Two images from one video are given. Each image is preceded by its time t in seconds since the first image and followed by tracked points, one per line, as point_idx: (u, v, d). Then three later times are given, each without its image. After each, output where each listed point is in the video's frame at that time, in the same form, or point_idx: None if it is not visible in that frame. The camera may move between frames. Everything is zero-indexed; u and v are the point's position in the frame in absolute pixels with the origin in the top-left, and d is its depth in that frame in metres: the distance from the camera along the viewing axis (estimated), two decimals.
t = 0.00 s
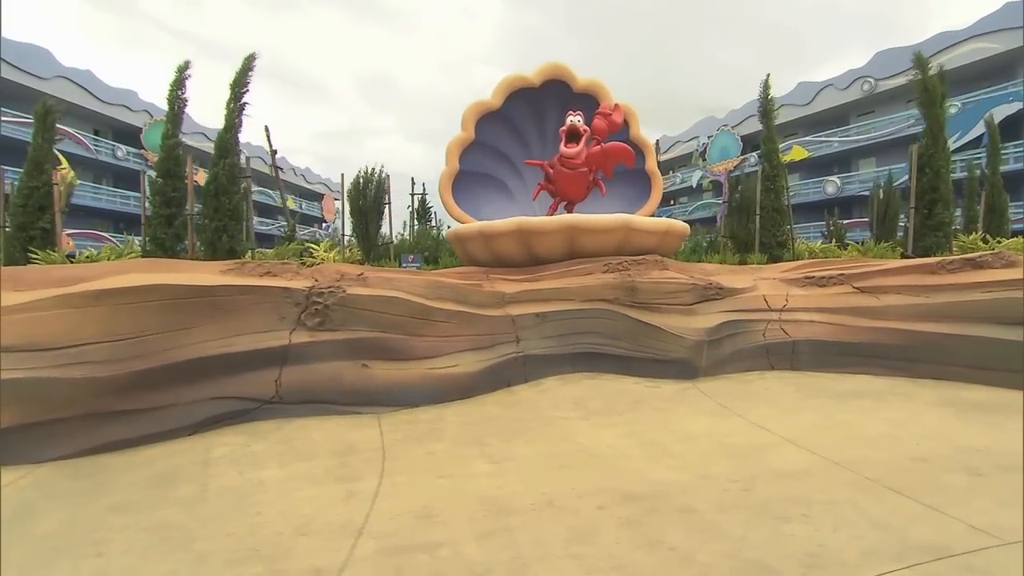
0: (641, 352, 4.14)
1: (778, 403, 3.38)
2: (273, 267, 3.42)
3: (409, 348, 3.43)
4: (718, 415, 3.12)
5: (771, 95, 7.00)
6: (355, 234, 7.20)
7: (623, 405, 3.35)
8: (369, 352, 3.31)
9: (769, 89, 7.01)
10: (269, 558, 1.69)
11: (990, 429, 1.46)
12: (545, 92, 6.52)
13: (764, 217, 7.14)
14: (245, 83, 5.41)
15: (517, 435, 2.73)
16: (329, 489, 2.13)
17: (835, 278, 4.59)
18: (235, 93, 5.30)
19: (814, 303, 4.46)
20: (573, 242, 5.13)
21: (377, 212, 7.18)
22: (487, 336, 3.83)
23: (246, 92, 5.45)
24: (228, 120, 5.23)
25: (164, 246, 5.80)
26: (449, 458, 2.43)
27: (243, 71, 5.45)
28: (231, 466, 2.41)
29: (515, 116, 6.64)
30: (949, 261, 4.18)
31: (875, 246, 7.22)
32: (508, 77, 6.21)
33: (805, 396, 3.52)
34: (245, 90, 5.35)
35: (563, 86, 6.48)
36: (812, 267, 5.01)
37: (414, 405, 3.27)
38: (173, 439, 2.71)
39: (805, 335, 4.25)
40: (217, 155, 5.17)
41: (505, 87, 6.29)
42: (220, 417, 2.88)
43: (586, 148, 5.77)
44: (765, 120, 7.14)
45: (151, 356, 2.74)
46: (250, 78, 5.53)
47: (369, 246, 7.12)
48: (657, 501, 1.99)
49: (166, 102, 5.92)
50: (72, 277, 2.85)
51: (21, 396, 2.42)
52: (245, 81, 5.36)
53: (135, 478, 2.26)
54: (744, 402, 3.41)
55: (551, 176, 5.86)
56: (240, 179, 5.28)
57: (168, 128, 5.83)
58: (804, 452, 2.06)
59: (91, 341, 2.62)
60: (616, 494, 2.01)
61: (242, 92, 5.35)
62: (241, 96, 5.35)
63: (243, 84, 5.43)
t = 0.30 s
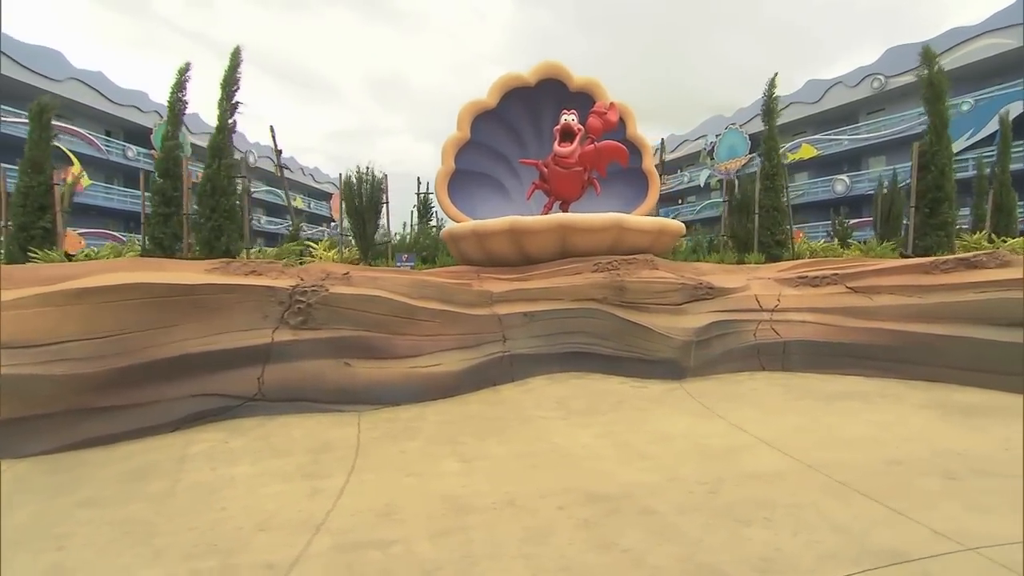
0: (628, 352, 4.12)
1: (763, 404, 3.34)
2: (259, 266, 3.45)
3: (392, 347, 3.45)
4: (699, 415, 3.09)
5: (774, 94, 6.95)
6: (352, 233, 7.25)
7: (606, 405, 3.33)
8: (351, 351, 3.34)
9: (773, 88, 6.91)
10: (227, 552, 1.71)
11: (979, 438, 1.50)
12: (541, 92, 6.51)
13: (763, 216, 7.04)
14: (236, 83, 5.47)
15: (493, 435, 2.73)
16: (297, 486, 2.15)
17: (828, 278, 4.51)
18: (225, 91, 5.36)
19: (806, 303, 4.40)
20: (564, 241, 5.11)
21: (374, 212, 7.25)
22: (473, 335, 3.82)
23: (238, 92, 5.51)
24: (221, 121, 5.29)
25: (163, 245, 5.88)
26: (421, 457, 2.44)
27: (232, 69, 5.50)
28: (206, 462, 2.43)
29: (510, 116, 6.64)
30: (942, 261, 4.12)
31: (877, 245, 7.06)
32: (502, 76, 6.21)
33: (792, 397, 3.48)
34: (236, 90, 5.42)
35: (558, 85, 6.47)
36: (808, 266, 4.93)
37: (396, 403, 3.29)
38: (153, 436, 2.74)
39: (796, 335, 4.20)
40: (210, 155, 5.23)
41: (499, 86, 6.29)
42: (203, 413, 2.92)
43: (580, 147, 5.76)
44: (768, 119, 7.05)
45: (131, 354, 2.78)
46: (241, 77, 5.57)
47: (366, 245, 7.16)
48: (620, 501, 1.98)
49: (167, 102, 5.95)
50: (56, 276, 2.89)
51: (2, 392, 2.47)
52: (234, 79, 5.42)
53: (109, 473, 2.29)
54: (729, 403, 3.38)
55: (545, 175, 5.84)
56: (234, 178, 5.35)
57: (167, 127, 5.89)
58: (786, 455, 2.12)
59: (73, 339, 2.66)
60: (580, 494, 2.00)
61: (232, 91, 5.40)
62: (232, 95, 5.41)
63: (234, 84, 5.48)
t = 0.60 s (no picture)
0: (615, 352, 4.10)
1: (746, 405, 3.31)
2: (245, 266, 3.49)
3: (375, 347, 3.48)
4: (678, 417, 3.07)
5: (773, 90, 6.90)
6: (349, 233, 7.26)
7: (587, 405, 3.32)
8: (334, 351, 3.37)
9: (772, 86, 6.82)
10: (184, 548, 1.74)
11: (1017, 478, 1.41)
12: (537, 91, 6.51)
13: (761, 215, 6.95)
14: (232, 86, 5.53)
15: (467, 434, 2.74)
16: (264, 484, 2.18)
17: (822, 277, 4.43)
18: (222, 93, 5.43)
19: (798, 303, 4.34)
20: (556, 241, 5.10)
21: (372, 212, 7.28)
22: (458, 335, 3.83)
23: (235, 94, 5.57)
24: (217, 123, 5.35)
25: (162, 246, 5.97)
26: (392, 456, 2.45)
27: (229, 70, 5.56)
28: (181, 459, 2.47)
29: (507, 116, 6.65)
30: (936, 260, 4.04)
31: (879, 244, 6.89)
32: (498, 76, 6.22)
33: (777, 399, 3.44)
34: (232, 92, 5.48)
35: (554, 85, 6.46)
36: (804, 265, 4.84)
37: (378, 403, 3.31)
38: (134, 433, 2.79)
39: (787, 336, 4.14)
40: (206, 157, 5.31)
41: (495, 86, 6.29)
42: (185, 411, 2.96)
43: (574, 147, 5.75)
44: (766, 117, 6.98)
45: (113, 353, 2.83)
46: (237, 79, 5.63)
47: (364, 246, 7.21)
48: (580, 503, 1.98)
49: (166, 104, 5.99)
50: (41, 277, 2.95)
51: None
52: (231, 81, 5.48)
53: (84, 469, 2.34)
54: (712, 404, 3.35)
55: (540, 175, 5.84)
56: (230, 179, 5.42)
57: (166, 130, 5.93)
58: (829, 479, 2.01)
59: (55, 338, 2.72)
60: (540, 495, 2.00)
61: (228, 93, 5.47)
62: (228, 97, 5.48)
63: (231, 86, 5.54)
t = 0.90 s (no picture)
0: (602, 351, 4.06)
1: (728, 405, 3.27)
2: (229, 265, 3.51)
3: (356, 345, 3.50)
4: (656, 416, 3.05)
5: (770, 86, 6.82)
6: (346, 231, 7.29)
7: (566, 403, 3.30)
8: (315, 348, 3.39)
9: (769, 81, 6.75)
10: (139, 541, 1.77)
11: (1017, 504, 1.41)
12: (532, 88, 6.49)
13: (758, 212, 6.88)
14: (229, 86, 5.58)
15: (440, 433, 2.74)
16: (229, 479, 2.20)
17: (813, 276, 4.35)
18: (219, 94, 5.48)
19: (788, 301, 4.27)
20: (546, 239, 5.09)
21: (370, 212, 7.33)
22: (442, 333, 3.81)
23: (231, 95, 5.62)
24: (213, 123, 5.40)
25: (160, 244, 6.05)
26: (360, 454, 2.46)
27: (227, 71, 5.62)
28: (155, 455, 2.50)
29: (502, 114, 6.64)
30: (927, 257, 3.97)
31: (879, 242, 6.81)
32: (493, 74, 6.21)
33: (760, 398, 3.40)
34: (229, 93, 5.53)
35: (549, 82, 6.45)
36: (797, 263, 4.73)
37: (358, 400, 3.33)
38: (113, 429, 2.84)
39: (776, 335, 4.08)
40: (202, 157, 5.37)
41: (489, 84, 6.29)
42: (166, 408, 3.00)
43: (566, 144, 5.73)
44: (764, 112, 6.90)
45: (92, 350, 2.88)
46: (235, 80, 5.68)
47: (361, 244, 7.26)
48: (538, 504, 1.98)
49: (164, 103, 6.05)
50: (26, 275, 3.00)
51: None
52: (229, 83, 5.53)
53: (58, 463, 2.37)
54: (693, 404, 3.32)
55: (533, 173, 5.82)
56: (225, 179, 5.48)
57: (164, 128, 6.00)
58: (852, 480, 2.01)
59: (34, 336, 2.79)
60: (497, 494, 2.00)
61: (225, 94, 5.52)
62: (224, 97, 5.53)
63: (228, 86, 5.59)
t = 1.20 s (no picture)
0: (586, 352, 4.05)
1: (707, 407, 3.23)
2: (214, 266, 3.55)
3: (338, 345, 3.53)
4: (633, 417, 3.03)
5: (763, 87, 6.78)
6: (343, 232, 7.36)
7: (545, 404, 3.30)
8: (296, 348, 3.42)
9: (761, 81, 6.69)
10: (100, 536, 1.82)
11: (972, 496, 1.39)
12: (525, 88, 6.49)
13: (754, 212, 6.81)
14: (220, 88, 5.64)
15: (413, 432, 2.76)
16: (197, 476, 2.24)
17: (802, 276, 4.28)
18: (210, 96, 5.55)
19: (776, 301, 4.20)
20: (535, 239, 5.09)
21: (366, 213, 7.38)
22: (425, 334, 3.82)
23: (223, 97, 5.67)
24: (205, 125, 5.46)
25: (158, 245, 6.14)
26: (331, 452, 2.49)
27: (217, 73, 5.68)
28: (130, 453, 2.55)
29: (495, 114, 6.65)
30: (915, 257, 3.92)
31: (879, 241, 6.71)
32: (485, 75, 6.22)
33: (742, 399, 3.37)
34: (219, 95, 5.59)
35: (542, 82, 6.44)
36: (786, 263, 4.67)
37: (339, 400, 3.37)
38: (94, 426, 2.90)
39: (763, 335, 4.02)
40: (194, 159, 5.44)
41: (482, 85, 6.30)
42: (148, 406, 3.06)
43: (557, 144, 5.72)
44: (758, 112, 6.85)
45: (73, 349, 2.94)
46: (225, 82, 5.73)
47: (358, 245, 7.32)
48: (495, 505, 1.99)
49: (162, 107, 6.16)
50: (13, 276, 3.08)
51: None
52: (218, 85, 5.59)
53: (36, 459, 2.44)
54: (673, 405, 3.30)
55: (524, 173, 5.81)
56: (218, 180, 5.55)
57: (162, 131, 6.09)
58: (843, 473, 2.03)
59: (17, 336, 2.85)
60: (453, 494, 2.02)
61: (216, 95, 5.59)
62: (216, 99, 5.59)
63: (219, 88, 5.65)
